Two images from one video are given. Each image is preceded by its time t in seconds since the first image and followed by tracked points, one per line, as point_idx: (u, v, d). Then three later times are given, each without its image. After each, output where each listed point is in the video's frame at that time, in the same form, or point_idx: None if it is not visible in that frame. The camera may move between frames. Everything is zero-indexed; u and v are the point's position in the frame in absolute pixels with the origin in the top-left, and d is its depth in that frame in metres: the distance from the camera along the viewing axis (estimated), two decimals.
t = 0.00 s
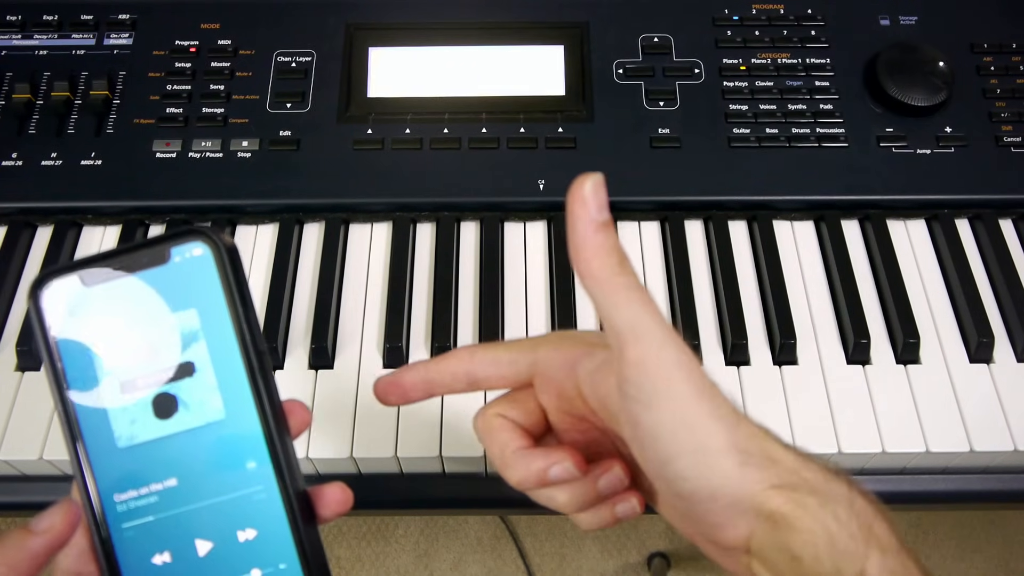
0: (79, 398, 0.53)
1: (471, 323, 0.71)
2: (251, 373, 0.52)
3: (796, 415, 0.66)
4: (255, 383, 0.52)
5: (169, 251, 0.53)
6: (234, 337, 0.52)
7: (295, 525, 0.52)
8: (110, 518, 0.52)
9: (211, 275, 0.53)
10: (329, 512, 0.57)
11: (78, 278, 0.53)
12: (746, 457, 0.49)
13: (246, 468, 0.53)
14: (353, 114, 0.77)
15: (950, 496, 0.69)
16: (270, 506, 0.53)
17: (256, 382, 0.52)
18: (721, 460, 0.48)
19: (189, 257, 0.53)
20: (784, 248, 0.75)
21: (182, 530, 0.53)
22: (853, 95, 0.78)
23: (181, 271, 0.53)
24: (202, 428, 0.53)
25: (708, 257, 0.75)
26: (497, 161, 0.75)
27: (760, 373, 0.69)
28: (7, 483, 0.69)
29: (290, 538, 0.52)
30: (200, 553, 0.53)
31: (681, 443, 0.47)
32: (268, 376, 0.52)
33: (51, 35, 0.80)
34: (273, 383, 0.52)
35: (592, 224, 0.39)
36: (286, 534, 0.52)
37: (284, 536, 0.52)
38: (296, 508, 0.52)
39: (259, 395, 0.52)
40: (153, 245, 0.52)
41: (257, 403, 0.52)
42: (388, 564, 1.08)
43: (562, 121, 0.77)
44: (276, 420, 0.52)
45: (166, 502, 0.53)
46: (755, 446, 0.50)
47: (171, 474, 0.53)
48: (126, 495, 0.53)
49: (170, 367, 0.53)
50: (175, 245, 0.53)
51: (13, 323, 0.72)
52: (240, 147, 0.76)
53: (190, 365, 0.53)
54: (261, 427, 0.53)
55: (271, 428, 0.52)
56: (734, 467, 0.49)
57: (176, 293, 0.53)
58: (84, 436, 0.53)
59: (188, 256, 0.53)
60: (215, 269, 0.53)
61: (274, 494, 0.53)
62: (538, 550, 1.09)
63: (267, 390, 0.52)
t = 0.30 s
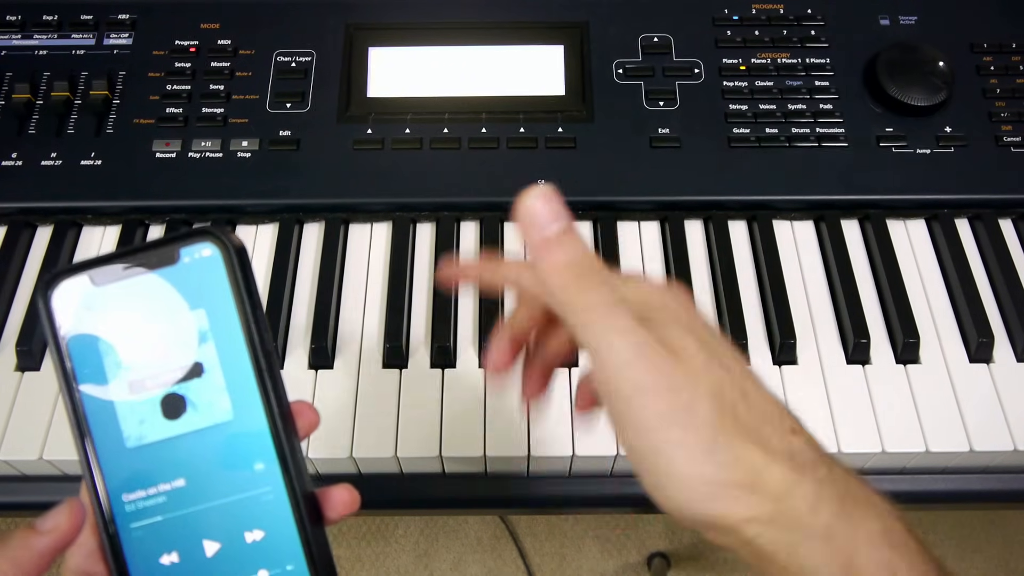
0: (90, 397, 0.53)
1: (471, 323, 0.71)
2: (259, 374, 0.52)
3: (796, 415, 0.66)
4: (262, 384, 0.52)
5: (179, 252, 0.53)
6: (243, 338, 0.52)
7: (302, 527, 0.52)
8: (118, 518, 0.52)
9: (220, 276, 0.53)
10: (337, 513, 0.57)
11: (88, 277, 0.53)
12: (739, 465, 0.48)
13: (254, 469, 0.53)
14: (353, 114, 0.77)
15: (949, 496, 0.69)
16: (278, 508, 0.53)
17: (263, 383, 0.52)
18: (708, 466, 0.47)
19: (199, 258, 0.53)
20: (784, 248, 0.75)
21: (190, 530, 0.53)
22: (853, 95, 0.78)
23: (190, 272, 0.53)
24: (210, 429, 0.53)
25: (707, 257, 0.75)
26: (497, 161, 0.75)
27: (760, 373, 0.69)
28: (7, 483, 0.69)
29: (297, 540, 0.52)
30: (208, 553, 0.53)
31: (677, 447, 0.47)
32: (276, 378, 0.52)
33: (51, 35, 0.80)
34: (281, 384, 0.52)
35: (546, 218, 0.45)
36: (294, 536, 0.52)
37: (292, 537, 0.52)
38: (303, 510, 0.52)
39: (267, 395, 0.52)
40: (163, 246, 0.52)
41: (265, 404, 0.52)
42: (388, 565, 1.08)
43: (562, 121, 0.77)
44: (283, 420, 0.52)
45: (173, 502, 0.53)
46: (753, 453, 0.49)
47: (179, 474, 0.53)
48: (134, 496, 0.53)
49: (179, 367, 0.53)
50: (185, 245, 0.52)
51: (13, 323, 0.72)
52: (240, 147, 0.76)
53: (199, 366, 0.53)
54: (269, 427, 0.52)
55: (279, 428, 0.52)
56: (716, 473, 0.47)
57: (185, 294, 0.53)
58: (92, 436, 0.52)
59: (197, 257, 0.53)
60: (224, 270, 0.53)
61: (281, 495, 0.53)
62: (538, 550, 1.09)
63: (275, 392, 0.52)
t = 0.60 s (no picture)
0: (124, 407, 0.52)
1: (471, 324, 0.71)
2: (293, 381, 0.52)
3: (797, 415, 0.66)
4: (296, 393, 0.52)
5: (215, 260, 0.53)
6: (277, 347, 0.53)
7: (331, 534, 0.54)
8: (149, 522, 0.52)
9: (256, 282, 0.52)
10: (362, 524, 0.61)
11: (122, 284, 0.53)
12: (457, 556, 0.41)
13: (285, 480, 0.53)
14: (353, 114, 0.77)
15: (950, 496, 0.69)
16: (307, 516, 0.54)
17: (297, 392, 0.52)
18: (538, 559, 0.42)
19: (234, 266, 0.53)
20: (784, 248, 0.75)
21: (218, 536, 0.53)
22: (853, 95, 0.78)
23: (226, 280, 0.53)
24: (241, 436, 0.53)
25: (707, 256, 0.75)
26: (496, 160, 0.75)
27: (760, 373, 0.69)
28: (7, 483, 0.69)
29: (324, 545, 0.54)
30: (236, 559, 0.53)
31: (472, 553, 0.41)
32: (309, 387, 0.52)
33: (51, 35, 0.80)
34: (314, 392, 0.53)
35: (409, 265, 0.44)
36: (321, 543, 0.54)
37: (319, 542, 0.54)
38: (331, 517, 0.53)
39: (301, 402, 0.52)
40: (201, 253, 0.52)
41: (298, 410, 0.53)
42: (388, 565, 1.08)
43: (562, 121, 0.77)
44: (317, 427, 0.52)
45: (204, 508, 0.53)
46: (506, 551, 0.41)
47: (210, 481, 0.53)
48: (165, 500, 0.53)
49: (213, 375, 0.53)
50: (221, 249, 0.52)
51: (13, 323, 0.72)
52: (239, 146, 0.76)
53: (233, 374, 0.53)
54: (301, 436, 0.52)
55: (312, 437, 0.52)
56: (377, 553, 0.40)
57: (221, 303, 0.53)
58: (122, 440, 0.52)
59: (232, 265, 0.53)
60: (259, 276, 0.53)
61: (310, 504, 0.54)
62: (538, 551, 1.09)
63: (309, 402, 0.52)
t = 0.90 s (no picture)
0: (113, 408, 0.53)
1: (471, 323, 0.71)
2: (280, 385, 0.52)
3: (797, 416, 0.66)
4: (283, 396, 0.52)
5: (205, 265, 0.53)
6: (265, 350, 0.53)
7: (320, 538, 0.52)
8: (139, 525, 0.53)
9: (245, 291, 0.53)
10: (354, 524, 0.58)
11: (116, 288, 0.54)
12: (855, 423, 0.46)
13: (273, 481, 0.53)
14: (353, 114, 0.77)
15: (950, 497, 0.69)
16: (295, 519, 0.53)
17: (284, 395, 0.52)
18: (909, 435, 0.45)
19: (224, 271, 0.53)
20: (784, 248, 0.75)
21: (208, 539, 0.53)
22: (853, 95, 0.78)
23: (216, 284, 0.53)
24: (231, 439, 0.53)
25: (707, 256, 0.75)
26: (497, 160, 0.75)
27: (760, 375, 0.68)
28: (6, 483, 0.69)
29: (314, 551, 0.53)
30: (228, 561, 0.53)
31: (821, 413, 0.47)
32: (297, 390, 0.52)
33: (51, 35, 0.80)
34: (302, 395, 0.52)
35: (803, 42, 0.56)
36: (310, 547, 0.53)
37: (309, 548, 0.53)
38: (321, 522, 0.52)
39: (288, 406, 0.52)
40: (189, 259, 0.53)
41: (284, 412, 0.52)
42: (389, 564, 1.08)
43: (562, 121, 0.77)
44: (303, 429, 0.52)
45: (194, 510, 0.53)
46: (903, 416, 0.45)
47: (200, 484, 0.53)
48: (156, 503, 0.53)
49: (201, 379, 0.53)
50: (210, 259, 0.53)
51: (13, 323, 0.73)
52: (240, 146, 0.76)
53: (221, 377, 0.53)
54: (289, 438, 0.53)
55: (298, 440, 0.52)
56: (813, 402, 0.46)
57: (210, 308, 0.53)
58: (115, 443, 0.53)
59: (223, 270, 0.53)
60: (248, 285, 0.53)
61: (299, 506, 0.53)
62: (538, 550, 1.10)
63: (296, 405, 0.52)
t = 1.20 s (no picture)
0: (129, 409, 0.53)
1: (471, 323, 0.71)
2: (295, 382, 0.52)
3: (797, 416, 0.66)
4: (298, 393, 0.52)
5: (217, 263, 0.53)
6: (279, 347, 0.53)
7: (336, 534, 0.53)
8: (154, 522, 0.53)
9: (259, 289, 0.53)
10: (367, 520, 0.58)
11: (129, 287, 0.53)
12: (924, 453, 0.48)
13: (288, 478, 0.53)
14: (353, 114, 0.77)
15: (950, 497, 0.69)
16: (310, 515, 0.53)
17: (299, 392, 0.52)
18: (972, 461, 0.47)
19: (237, 269, 0.53)
20: (784, 248, 0.75)
21: (223, 535, 0.53)
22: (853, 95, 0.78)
23: (230, 282, 0.53)
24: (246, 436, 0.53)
25: (707, 257, 0.75)
26: (497, 161, 0.75)
27: (760, 375, 0.68)
28: (6, 483, 0.69)
29: (329, 547, 0.53)
30: (242, 557, 0.53)
31: (894, 446, 0.48)
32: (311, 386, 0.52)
33: (51, 35, 0.80)
34: (315, 392, 0.53)
35: (866, 81, 0.57)
36: (325, 544, 0.53)
37: (324, 544, 0.53)
38: (336, 519, 0.52)
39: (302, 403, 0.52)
40: (202, 257, 0.53)
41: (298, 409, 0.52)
42: (388, 565, 1.08)
43: (562, 121, 0.77)
44: (317, 427, 0.52)
45: (209, 507, 0.53)
46: (970, 445, 0.47)
47: (214, 481, 0.53)
48: (171, 500, 0.53)
49: (216, 376, 0.53)
50: (223, 256, 0.53)
51: (14, 322, 0.73)
52: (240, 146, 0.76)
53: (236, 375, 0.53)
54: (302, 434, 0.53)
55: (313, 436, 0.52)
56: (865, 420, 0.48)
57: (224, 306, 0.53)
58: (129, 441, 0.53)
59: (236, 268, 0.53)
60: (261, 282, 0.53)
61: (314, 503, 0.53)
62: (538, 550, 1.10)
63: (310, 400, 0.52)
